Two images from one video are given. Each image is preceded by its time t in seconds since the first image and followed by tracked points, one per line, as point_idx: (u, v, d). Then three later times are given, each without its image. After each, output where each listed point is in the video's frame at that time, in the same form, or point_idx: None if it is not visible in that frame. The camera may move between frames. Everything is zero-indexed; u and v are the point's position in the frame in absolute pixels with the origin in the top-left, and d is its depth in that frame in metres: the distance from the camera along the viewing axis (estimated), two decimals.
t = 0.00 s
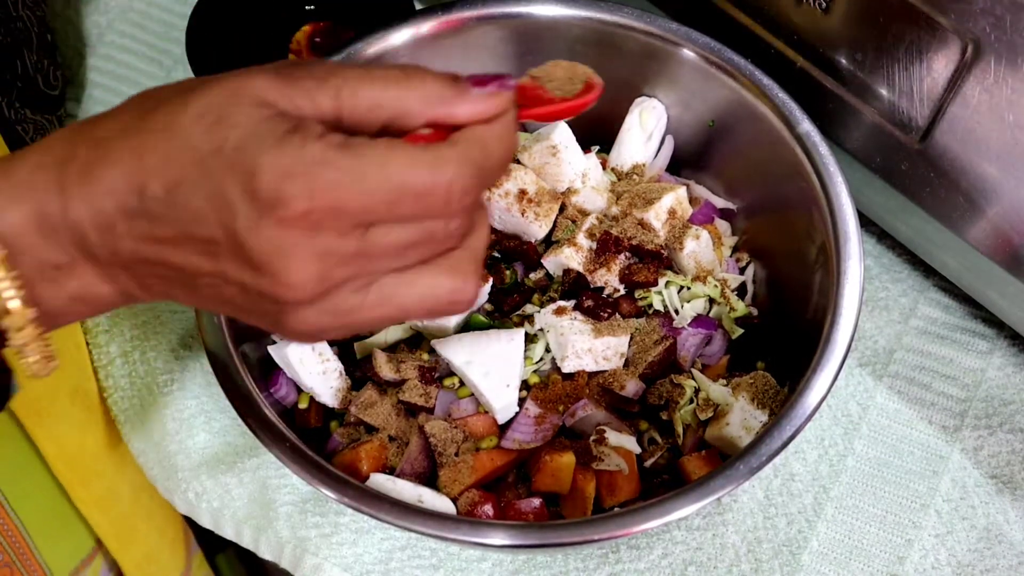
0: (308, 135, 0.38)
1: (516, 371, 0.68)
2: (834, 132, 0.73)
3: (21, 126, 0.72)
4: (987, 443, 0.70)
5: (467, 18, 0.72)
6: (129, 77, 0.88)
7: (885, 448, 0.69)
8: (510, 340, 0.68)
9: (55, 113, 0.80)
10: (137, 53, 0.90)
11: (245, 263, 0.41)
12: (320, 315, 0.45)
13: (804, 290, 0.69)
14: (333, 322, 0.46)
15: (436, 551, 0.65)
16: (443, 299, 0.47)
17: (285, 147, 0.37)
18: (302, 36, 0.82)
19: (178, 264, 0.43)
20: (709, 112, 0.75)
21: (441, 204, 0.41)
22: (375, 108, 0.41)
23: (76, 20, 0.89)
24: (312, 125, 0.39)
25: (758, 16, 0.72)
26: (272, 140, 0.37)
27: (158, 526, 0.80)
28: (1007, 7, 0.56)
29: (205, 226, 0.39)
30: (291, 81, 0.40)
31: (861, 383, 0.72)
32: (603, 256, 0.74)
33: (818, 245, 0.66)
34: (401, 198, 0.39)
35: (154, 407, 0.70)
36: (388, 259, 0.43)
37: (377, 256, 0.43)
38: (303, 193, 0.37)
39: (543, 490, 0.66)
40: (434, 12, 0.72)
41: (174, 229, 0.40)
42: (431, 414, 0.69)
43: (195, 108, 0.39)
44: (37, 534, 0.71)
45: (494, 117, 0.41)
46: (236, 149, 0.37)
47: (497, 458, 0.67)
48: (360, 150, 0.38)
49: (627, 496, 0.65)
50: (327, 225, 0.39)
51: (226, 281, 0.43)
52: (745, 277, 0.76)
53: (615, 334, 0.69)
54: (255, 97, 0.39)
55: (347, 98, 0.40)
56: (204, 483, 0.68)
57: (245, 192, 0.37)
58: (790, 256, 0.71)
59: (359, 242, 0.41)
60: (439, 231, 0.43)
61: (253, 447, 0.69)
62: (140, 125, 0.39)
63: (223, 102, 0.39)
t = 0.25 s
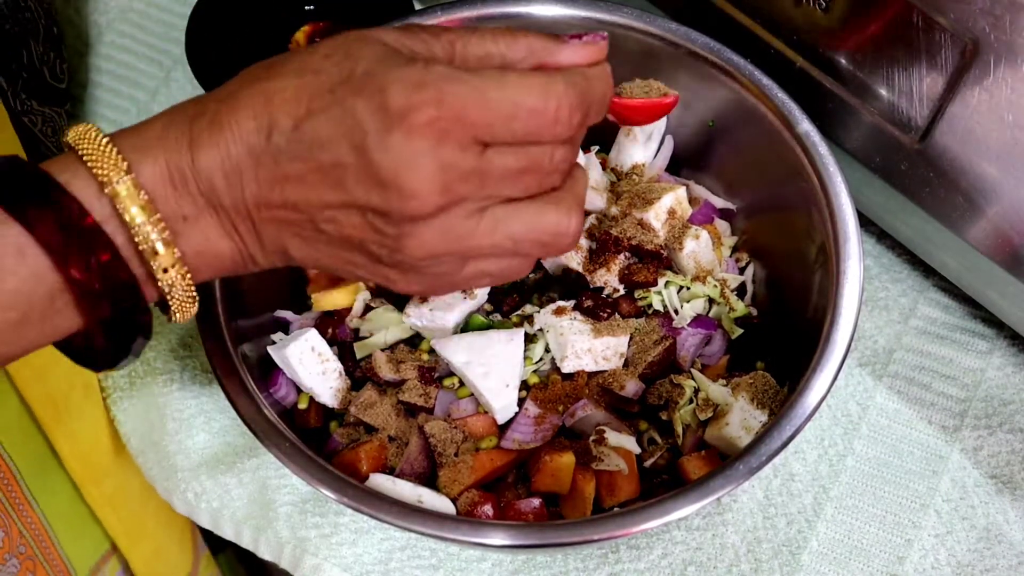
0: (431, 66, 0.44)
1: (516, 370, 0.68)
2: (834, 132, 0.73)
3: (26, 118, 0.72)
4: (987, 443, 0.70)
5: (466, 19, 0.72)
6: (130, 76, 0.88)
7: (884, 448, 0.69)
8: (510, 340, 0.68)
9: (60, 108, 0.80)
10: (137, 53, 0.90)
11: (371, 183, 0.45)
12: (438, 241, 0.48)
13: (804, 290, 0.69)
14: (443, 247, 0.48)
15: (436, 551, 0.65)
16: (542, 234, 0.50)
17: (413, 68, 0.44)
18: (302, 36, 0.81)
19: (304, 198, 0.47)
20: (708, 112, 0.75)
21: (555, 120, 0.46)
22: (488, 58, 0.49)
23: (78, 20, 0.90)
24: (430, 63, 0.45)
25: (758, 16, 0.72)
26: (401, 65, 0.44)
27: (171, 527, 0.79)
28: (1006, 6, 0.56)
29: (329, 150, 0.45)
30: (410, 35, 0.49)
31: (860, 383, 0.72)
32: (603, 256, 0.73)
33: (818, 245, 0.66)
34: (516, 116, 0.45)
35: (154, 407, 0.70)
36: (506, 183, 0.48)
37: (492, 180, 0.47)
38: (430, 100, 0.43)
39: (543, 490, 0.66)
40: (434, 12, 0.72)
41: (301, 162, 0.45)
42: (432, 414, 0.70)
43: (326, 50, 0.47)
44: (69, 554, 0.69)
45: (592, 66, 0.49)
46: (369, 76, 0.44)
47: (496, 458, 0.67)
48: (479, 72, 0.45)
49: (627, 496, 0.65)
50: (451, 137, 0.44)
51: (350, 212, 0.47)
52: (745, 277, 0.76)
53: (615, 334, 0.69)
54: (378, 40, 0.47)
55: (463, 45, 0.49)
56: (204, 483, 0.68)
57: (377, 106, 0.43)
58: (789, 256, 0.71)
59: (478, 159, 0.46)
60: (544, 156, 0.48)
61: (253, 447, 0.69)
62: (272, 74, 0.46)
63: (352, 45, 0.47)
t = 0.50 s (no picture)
0: (430, 137, 0.44)
1: (515, 370, 0.68)
2: (834, 132, 0.73)
3: (22, 111, 0.72)
4: (987, 442, 0.70)
5: (466, 18, 0.72)
6: (129, 76, 0.88)
7: (884, 448, 0.69)
8: (510, 340, 0.68)
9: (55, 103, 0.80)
10: (136, 53, 0.90)
11: (356, 255, 0.46)
12: (413, 313, 0.49)
13: (804, 290, 0.69)
14: (422, 318, 0.50)
15: (436, 551, 0.65)
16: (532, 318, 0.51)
17: (411, 145, 0.43)
18: (302, 36, 0.82)
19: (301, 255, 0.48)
20: (708, 112, 0.75)
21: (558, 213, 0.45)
22: (491, 118, 0.46)
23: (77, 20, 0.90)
24: (433, 128, 0.44)
25: (758, 16, 0.72)
26: (398, 140, 0.43)
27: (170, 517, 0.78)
28: (1007, 6, 0.56)
29: (320, 216, 0.45)
30: (412, 83, 0.46)
31: (860, 382, 0.72)
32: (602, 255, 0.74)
33: (818, 245, 0.66)
34: (513, 205, 0.44)
35: (154, 407, 0.70)
36: (489, 261, 0.48)
37: (480, 259, 0.48)
38: (425, 188, 0.43)
39: (543, 490, 0.66)
40: (434, 12, 0.72)
41: (287, 217, 0.46)
42: (432, 414, 0.70)
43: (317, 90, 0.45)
44: (68, 543, 0.68)
45: (597, 134, 0.47)
46: (365, 146, 0.43)
47: (496, 458, 0.67)
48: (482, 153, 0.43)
49: (627, 496, 0.65)
50: (442, 223, 0.44)
51: (327, 270, 0.49)
52: (745, 277, 0.76)
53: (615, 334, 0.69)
54: (384, 94, 0.45)
55: (465, 106, 0.46)
56: (204, 483, 0.68)
57: (371, 186, 0.43)
58: (789, 256, 0.71)
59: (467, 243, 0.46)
60: (534, 239, 0.48)
61: (254, 447, 0.69)
62: (266, 121, 0.45)
63: (351, 98, 0.45)
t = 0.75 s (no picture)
0: (197, 150, 0.37)
1: (515, 370, 0.68)
2: (833, 132, 0.73)
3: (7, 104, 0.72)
4: (988, 442, 0.70)
5: (466, 18, 0.72)
6: (128, 76, 0.88)
7: (884, 448, 0.69)
8: (510, 340, 0.69)
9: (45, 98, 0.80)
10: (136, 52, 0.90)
11: (127, 271, 0.38)
12: (195, 336, 0.41)
13: (804, 289, 0.69)
14: (203, 343, 0.42)
15: (435, 550, 0.65)
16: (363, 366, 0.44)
17: (175, 157, 0.36)
18: (302, 35, 0.82)
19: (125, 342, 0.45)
20: (708, 112, 0.75)
21: (168, 294, 0.38)
22: (263, 139, 0.41)
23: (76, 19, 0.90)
24: (201, 143, 0.38)
25: (758, 16, 0.72)
26: (163, 153, 0.36)
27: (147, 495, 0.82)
28: (1006, 5, 0.56)
29: (87, 239, 0.37)
30: (178, 104, 0.40)
31: (860, 382, 0.72)
32: (602, 255, 0.74)
33: (818, 245, 0.66)
34: (290, 208, 0.37)
35: (154, 406, 0.71)
36: (271, 275, 0.40)
37: (263, 272, 0.39)
38: (190, 198, 0.35)
39: (542, 490, 0.66)
40: (434, 12, 0.72)
41: (53, 247, 0.38)
42: (432, 414, 0.69)
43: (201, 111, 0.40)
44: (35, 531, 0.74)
45: (376, 140, 0.43)
46: (127, 166, 0.36)
47: (496, 457, 0.66)
48: (257, 162, 0.37)
49: (627, 496, 0.65)
50: (216, 228, 0.37)
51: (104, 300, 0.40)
52: (745, 277, 0.76)
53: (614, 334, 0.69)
54: (146, 116, 0.39)
55: (235, 127, 0.40)
56: (204, 483, 0.68)
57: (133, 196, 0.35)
58: (789, 256, 0.71)
59: (236, 314, 0.41)
60: (314, 262, 0.41)
61: (254, 447, 0.69)
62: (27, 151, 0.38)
63: (112, 122, 0.38)
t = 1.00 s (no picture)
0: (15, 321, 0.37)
1: (515, 370, 0.68)
2: (833, 132, 0.73)
3: None
4: (987, 441, 0.70)
5: (464, 18, 0.72)
6: (127, 75, 0.89)
7: (884, 447, 0.69)
8: (509, 340, 0.69)
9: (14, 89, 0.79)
10: (136, 51, 0.90)
11: None
12: None
13: (804, 289, 0.69)
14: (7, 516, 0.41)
15: (434, 552, 0.65)
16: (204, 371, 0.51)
17: None
18: (301, 36, 0.82)
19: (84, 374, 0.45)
20: (708, 111, 0.75)
21: None
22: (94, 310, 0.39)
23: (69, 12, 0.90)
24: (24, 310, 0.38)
25: (758, 15, 0.72)
26: None
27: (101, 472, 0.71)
28: (1006, 5, 0.56)
29: None
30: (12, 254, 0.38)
31: (860, 381, 0.72)
32: (602, 255, 0.74)
33: (817, 244, 0.66)
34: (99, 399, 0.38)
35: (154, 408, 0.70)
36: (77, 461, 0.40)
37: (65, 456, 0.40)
38: None
39: (542, 489, 0.66)
40: (434, 11, 0.72)
41: None
42: (432, 413, 0.69)
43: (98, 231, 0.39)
44: None
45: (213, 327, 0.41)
46: None
47: (496, 456, 0.66)
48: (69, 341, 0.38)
49: (627, 496, 0.65)
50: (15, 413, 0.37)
51: None
52: (745, 277, 0.76)
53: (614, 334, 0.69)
54: None
55: (70, 290, 0.38)
56: (206, 484, 0.68)
57: None
58: (789, 255, 0.71)
59: (35, 491, 0.40)
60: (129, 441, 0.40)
61: (254, 449, 0.69)
62: None
63: None
